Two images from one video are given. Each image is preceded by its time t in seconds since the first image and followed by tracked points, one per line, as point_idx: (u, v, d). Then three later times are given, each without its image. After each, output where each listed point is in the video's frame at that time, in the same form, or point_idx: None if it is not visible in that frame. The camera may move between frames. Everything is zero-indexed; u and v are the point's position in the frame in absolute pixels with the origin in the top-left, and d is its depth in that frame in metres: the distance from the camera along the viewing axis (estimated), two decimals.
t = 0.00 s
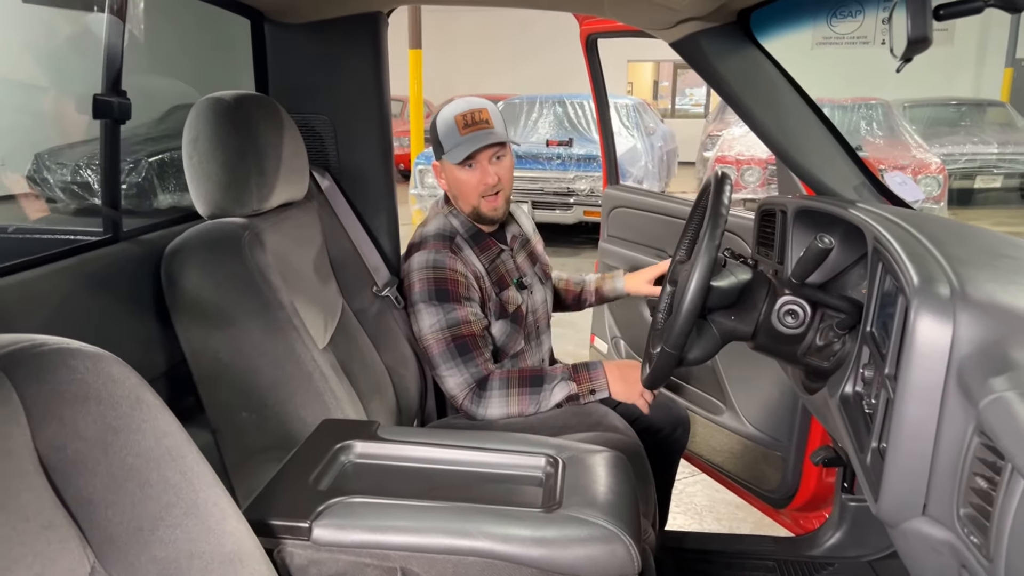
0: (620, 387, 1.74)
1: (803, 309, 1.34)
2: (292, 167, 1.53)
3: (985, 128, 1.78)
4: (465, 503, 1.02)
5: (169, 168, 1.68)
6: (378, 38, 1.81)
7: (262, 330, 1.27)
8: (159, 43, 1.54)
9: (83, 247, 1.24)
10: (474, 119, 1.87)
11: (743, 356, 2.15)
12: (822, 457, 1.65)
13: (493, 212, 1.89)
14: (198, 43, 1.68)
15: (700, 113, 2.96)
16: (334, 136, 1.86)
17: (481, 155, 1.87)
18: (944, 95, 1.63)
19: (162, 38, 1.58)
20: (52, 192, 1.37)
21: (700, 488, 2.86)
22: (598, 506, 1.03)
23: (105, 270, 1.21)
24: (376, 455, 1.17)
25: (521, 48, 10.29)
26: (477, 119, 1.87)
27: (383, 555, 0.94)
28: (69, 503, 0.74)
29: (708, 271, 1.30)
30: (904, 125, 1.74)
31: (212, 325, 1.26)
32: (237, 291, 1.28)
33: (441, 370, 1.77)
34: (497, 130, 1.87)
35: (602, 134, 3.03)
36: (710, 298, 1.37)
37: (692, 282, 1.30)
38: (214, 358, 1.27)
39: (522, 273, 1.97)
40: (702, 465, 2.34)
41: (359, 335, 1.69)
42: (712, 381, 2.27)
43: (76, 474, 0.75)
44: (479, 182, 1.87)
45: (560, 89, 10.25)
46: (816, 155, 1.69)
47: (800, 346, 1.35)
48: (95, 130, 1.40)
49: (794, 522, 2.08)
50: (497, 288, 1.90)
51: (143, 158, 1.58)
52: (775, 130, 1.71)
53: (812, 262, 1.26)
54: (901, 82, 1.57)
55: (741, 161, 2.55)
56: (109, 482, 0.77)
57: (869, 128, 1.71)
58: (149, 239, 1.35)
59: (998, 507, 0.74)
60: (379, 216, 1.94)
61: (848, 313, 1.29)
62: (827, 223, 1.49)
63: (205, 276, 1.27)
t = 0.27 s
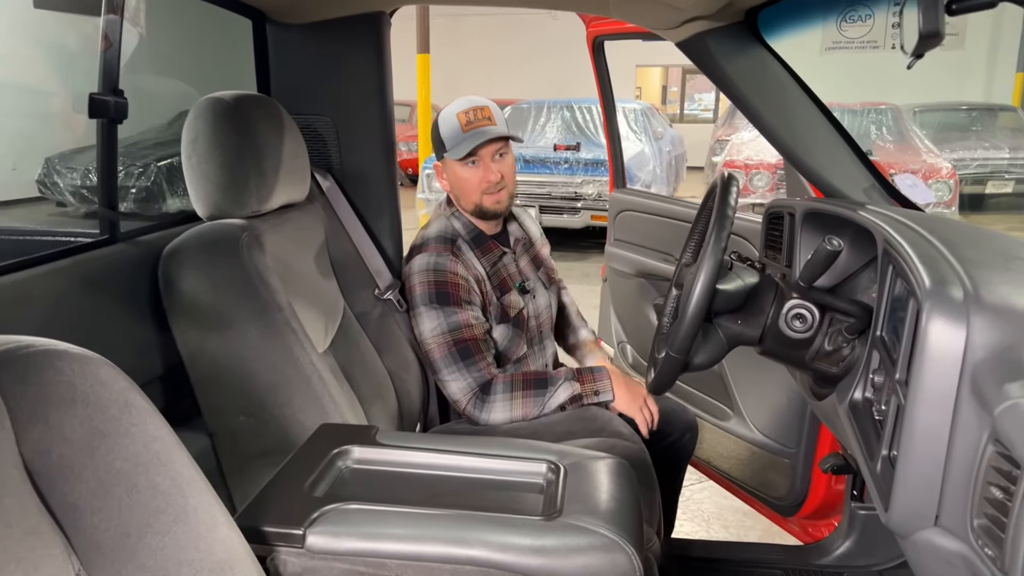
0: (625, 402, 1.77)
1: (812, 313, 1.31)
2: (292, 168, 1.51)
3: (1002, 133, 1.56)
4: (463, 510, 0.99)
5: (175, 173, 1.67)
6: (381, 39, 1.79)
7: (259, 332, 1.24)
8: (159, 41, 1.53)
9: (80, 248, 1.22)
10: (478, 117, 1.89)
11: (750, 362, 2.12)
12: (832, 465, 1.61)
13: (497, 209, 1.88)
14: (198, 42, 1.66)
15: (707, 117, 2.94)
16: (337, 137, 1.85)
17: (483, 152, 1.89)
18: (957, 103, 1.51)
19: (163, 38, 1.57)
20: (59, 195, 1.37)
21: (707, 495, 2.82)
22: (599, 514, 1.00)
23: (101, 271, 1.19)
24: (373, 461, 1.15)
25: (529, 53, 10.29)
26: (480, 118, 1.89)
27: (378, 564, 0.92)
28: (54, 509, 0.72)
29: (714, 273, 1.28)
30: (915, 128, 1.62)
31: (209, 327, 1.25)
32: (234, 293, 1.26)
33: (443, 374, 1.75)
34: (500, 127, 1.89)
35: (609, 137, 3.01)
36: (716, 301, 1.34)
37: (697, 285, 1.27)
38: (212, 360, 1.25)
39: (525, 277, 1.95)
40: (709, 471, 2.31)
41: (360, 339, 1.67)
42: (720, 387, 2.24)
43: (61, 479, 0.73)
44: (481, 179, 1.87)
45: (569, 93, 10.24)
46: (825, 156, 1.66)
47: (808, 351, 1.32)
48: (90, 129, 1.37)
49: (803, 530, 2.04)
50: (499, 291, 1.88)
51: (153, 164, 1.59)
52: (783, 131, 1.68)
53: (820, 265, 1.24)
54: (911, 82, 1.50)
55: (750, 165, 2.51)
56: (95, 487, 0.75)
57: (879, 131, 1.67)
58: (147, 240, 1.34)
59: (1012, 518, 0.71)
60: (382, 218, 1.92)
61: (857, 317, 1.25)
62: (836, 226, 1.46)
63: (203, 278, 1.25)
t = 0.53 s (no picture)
0: (625, 408, 1.73)
1: (816, 315, 1.28)
2: (289, 167, 1.49)
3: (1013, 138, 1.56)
4: (456, 516, 0.97)
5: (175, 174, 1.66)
6: (380, 37, 1.78)
7: (253, 333, 1.22)
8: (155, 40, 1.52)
9: (72, 247, 1.21)
10: (472, 116, 1.86)
11: (756, 364, 2.09)
12: (838, 471, 1.58)
13: (500, 206, 1.86)
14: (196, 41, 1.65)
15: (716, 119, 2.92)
16: (336, 137, 1.83)
17: (483, 150, 1.87)
18: (967, 105, 1.53)
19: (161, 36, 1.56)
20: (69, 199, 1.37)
21: (712, 500, 2.79)
22: (596, 520, 0.98)
23: (92, 271, 1.17)
24: (367, 464, 1.13)
25: (537, 56, 10.29)
26: (475, 116, 1.86)
27: (368, 569, 0.90)
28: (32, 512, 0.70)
29: (716, 274, 1.25)
30: (925, 132, 1.62)
31: (202, 328, 1.23)
32: (227, 294, 1.24)
33: (443, 375, 1.73)
34: (497, 124, 1.88)
35: (614, 138, 2.99)
36: (718, 303, 1.32)
37: (698, 286, 1.25)
38: (206, 362, 1.24)
39: (529, 279, 1.92)
40: (714, 476, 2.28)
41: (359, 341, 1.65)
42: (725, 390, 2.21)
43: (40, 481, 0.71)
44: (482, 178, 1.85)
45: (576, 96, 10.22)
46: (831, 156, 1.64)
47: (813, 354, 1.29)
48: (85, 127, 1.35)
49: (809, 537, 2.01)
50: (501, 293, 1.85)
51: (161, 167, 1.60)
52: (788, 130, 1.65)
53: (824, 266, 1.21)
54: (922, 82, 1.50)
55: (757, 168, 2.50)
56: (76, 490, 0.73)
57: (888, 135, 1.64)
58: (140, 240, 1.32)
59: None
60: (382, 218, 1.90)
61: (863, 319, 1.23)
62: (842, 227, 1.44)
63: (196, 277, 1.24)
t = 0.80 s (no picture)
0: (626, 410, 1.71)
1: (820, 317, 1.25)
2: (285, 166, 1.47)
3: None
4: (449, 523, 0.95)
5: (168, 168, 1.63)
6: (379, 35, 1.76)
7: (246, 334, 1.21)
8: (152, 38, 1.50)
9: (63, 246, 1.20)
10: (483, 112, 1.84)
11: (761, 367, 2.06)
12: (843, 476, 1.55)
13: (508, 204, 1.83)
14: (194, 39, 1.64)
15: (723, 120, 2.89)
16: (335, 136, 1.81)
17: (491, 147, 1.86)
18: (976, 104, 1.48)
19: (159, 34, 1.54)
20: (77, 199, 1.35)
21: (717, 504, 2.76)
22: (592, 527, 0.95)
23: (83, 270, 1.16)
24: (361, 468, 1.11)
25: (544, 57, 10.27)
26: (485, 113, 1.84)
27: None
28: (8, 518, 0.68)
29: (718, 274, 1.22)
30: (934, 133, 1.58)
31: (195, 329, 1.21)
32: (220, 294, 1.22)
33: (443, 376, 1.71)
34: (507, 121, 1.86)
35: (618, 139, 2.97)
36: (721, 305, 1.29)
37: (700, 286, 1.22)
38: (198, 364, 1.22)
39: (535, 281, 1.89)
40: (718, 480, 2.25)
41: (357, 342, 1.63)
42: (730, 393, 2.19)
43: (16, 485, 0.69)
44: (490, 174, 1.83)
45: (584, 98, 10.20)
46: (836, 156, 1.61)
47: (817, 357, 1.26)
48: (75, 125, 1.33)
49: (814, 543, 1.97)
50: (505, 294, 1.83)
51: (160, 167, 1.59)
52: (793, 129, 1.62)
53: (828, 267, 1.18)
54: (925, 80, 1.50)
55: (765, 169, 2.48)
56: (54, 494, 0.71)
57: (897, 137, 1.60)
58: (133, 240, 1.31)
59: None
60: (382, 218, 1.88)
61: (869, 321, 1.20)
62: (848, 228, 1.41)
63: (190, 277, 1.22)
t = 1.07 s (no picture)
0: (632, 405, 1.70)
1: (825, 321, 1.23)
2: (283, 167, 1.46)
3: None
4: (443, 530, 0.93)
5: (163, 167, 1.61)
6: (379, 35, 1.74)
7: (242, 335, 1.19)
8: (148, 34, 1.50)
9: (57, 246, 1.18)
10: (497, 108, 1.83)
11: (766, 371, 2.04)
12: (849, 481, 1.53)
13: (515, 203, 1.81)
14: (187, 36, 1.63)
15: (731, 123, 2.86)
16: (335, 136, 1.80)
17: (503, 144, 1.84)
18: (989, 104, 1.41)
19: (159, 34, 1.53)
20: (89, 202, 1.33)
21: (722, 509, 2.73)
22: (589, 535, 0.93)
23: (77, 271, 1.15)
24: (356, 472, 1.09)
25: (551, 59, 10.25)
26: (498, 109, 1.83)
27: None
28: None
29: (720, 276, 1.20)
30: (942, 135, 1.52)
31: (190, 331, 1.20)
32: (216, 296, 1.20)
33: (442, 379, 1.69)
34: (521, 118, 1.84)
35: (623, 140, 2.95)
36: (723, 308, 1.27)
37: (701, 288, 1.20)
38: (193, 366, 1.21)
39: (539, 283, 1.87)
40: (722, 485, 2.22)
41: (356, 344, 1.62)
42: (734, 397, 2.16)
43: None
44: (501, 172, 1.82)
45: (591, 100, 10.19)
46: (841, 156, 1.58)
47: (821, 361, 1.24)
48: (69, 126, 1.29)
49: (820, 549, 1.95)
50: (507, 297, 1.81)
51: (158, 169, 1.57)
52: (799, 131, 1.60)
53: (832, 269, 1.15)
54: (933, 80, 1.41)
55: (772, 171, 2.46)
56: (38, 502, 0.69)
57: (905, 138, 1.57)
58: (129, 241, 1.29)
59: None
60: (383, 219, 1.87)
61: (874, 325, 1.20)
62: (853, 230, 1.39)
63: (185, 279, 1.21)
